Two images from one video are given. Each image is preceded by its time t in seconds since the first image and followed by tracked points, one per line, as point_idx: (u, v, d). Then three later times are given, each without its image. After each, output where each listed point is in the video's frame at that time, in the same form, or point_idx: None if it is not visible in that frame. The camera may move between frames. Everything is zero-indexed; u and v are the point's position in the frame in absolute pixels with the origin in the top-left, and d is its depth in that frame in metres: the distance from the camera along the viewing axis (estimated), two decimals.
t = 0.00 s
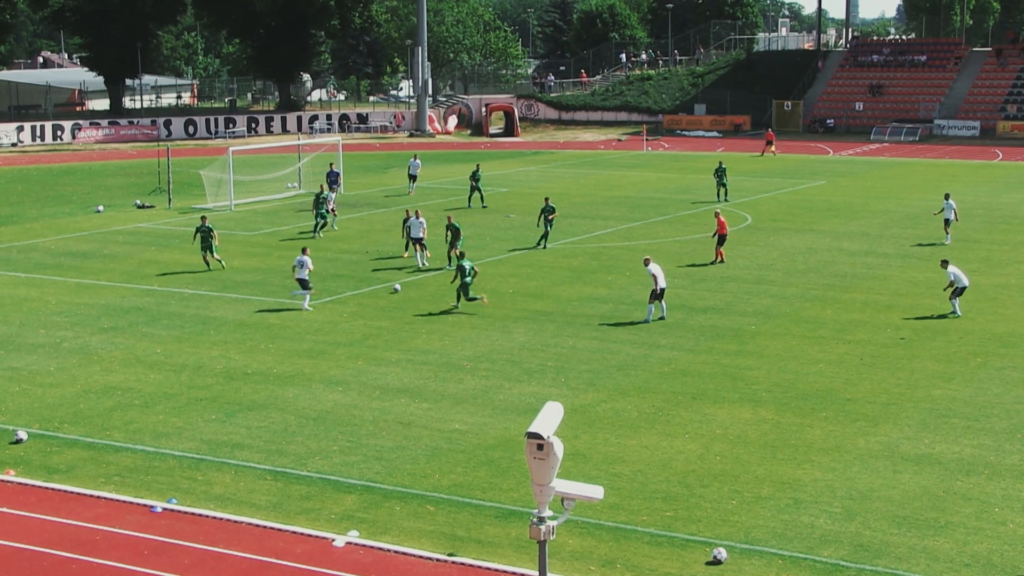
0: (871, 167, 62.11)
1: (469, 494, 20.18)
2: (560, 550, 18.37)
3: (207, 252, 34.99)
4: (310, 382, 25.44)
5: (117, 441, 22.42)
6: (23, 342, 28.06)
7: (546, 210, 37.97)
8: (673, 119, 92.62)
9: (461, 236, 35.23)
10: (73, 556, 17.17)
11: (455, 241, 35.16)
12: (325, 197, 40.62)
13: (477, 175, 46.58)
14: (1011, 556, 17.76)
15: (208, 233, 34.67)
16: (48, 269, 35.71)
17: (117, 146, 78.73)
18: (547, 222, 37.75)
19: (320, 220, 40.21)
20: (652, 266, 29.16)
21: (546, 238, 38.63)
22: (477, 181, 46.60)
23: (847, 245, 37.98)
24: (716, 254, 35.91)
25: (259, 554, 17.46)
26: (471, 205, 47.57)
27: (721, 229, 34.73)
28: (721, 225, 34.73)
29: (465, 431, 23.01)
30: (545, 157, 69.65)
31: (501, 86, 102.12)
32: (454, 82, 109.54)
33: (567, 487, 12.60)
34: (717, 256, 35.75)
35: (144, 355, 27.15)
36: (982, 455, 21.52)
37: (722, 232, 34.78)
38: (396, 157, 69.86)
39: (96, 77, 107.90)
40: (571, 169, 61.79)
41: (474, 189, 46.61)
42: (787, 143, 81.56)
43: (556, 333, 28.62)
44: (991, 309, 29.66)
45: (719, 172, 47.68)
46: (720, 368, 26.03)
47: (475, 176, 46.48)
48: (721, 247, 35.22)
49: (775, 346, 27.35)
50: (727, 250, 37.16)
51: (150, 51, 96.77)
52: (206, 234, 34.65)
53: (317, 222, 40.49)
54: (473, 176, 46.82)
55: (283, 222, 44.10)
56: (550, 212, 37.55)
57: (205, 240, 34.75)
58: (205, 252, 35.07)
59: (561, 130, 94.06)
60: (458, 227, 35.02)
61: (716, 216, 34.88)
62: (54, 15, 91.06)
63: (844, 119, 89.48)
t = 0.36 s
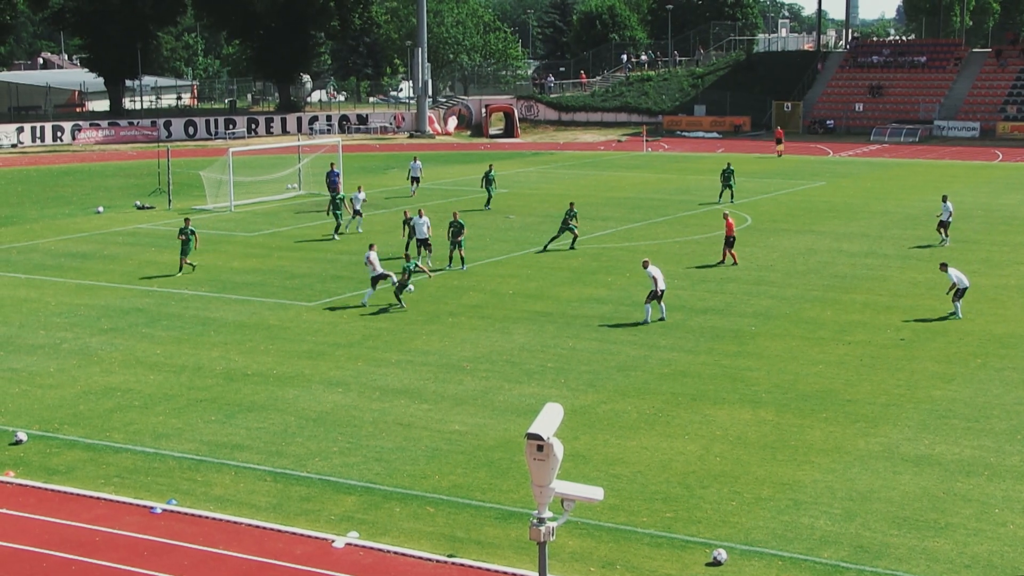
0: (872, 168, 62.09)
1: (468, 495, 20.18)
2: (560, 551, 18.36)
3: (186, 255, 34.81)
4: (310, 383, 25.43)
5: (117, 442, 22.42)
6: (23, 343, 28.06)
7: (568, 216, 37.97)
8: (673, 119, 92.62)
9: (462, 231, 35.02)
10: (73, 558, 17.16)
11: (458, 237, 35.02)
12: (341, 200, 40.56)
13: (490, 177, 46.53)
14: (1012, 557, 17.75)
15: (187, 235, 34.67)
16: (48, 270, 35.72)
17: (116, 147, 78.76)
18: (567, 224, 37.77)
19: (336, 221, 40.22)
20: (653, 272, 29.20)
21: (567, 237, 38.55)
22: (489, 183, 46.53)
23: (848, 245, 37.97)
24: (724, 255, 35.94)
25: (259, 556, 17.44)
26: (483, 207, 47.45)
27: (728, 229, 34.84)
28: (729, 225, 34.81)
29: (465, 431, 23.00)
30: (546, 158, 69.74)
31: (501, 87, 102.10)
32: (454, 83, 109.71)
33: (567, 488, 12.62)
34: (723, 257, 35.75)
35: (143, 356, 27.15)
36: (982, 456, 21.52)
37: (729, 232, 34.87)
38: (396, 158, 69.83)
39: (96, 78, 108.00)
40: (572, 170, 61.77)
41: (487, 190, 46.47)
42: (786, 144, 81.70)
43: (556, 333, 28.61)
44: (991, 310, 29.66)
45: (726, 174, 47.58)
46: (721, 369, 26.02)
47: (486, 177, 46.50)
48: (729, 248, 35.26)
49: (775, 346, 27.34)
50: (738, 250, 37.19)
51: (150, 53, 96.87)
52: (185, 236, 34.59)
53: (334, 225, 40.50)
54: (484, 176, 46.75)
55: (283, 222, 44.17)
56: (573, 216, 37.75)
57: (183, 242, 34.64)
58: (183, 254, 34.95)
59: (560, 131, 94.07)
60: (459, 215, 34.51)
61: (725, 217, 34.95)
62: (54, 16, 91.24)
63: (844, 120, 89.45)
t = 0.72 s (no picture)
0: (872, 170, 62.05)
1: (468, 497, 20.18)
2: (561, 553, 18.35)
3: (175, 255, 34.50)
4: (310, 386, 25.41)
5: (117, 444, 22.41)
6: (23, 345, 28.04)
7: (598, 213, 37.72)
8: (673, 122, 92.59)
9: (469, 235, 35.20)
10: (74, 559, 17.16)
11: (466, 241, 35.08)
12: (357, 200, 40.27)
13: (503, 180, 46.15)
14: (1013, 559, 17.75)
15: (178, 236, 34.47)
16: (48, 271, 35.69)
17: (117, 149, 78.72)
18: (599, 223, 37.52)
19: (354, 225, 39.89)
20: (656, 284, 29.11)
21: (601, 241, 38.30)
22: (502, 186, 46.20)
23: (848, 247, 37.94)
24: (732, 256, 35.85)
25: (260, 557, 17.44)
26: (498, 208, 47.12)
27: (738, 232, 34.79)
28: (739, 228, 34.79)
29: (465, 433, 23.01)
30: (546, 160, 69.70)
31: (501, 89, 102.10)
32: (454, 85, 109.91)
33: (568, 490, 12.72)
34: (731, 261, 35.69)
35: (143, 358, 27.13)
36: (983, 458, 21.51)
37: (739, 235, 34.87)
38: (396, 160, 69.78)
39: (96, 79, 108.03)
40: (572, 172, 61.76)
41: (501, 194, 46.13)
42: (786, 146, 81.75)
43: (556, 335, 28.58)
44: (991, 312, 29.63)
45: (728, 176, 47.47)
46: (721, 371, 26.00)
47: (502, 180, 46.18)
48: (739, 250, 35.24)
49: (776, 348, 27.32)
50: (742, 251, 37.19)
51: (150, 54, 96.85)
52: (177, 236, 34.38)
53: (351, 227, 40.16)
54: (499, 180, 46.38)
55: (284, 224, 44.14)
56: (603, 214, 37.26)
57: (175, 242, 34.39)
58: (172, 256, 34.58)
59: (560, 133, 94.06)
60: (466, 218, 33.45)
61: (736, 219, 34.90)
62: (55, 18, 91.34)
63: (844, 122, 89.44)
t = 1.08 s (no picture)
0: (871, 171, 62.05)
1: (468, 498, 20.17)
2: (561, 554, 18.35)
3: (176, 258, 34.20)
4: (310, 387, 25.39)
5: (117, 445, 22.40)
6: (23, 346, 28.03)
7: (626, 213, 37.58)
8: (673, 123, 92.65)
9: (487, 236, 34.88)
10: (73, 560, 17.15)
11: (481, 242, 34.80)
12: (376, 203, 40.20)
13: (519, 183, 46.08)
14: (1012, 559, 17.75)
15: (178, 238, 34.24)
16: (47, 272, 35.67)
17: (116, 150, 78.68)
18: (626, 224, 37.39)
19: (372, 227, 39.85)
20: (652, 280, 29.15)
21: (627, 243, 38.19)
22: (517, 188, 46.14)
23: (847, 249, 37.91)
24: (745, 258, 35.71)
25: (259, 558, 17.43)
26: (512, 209, 47.08)
27: (753, 235, 34.73)
28: (753, 231, 34.78)
29: (465, 434, 23.01)
30: (546, 161, 69.70)
31: (501, 90, 102.17)
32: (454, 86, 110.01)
33: (568, 492, 12.72)
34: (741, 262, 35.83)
35: (143, 359, 27.12)
36: (982, 459, 21.53)
37: (753, 239, 34.84)
38: (396, 161, 69.79)
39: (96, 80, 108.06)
40: (571, 173, 61.77)
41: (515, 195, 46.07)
42: (786, 147, 81.80)
43: (556, 336, 28.56)
44: (991, 313, 29.63)
45: (724, 177, 47.44)
46: (721, 372, 25.99)
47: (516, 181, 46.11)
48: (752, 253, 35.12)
49: (776, 349, 27.31)
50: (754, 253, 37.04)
51: (150, 55, 96.82)
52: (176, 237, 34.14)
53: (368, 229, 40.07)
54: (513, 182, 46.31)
55: (284, 225, 44.10)
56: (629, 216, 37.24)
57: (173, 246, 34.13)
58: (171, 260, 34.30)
59: (560, 134, 94.12)
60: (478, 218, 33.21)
61: (750, 222, 34.86)
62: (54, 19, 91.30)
63: (844, 123, 89.48)
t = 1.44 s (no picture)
0: (868, 171, 62.16)
1: (466, 499, 20.20)
2: (558, 554, 18.35)
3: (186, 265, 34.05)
4: (307, 387, 25.39)
5: (115, 446, 22.39)
6: (20, 347, 28.02)
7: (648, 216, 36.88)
8: (671, 123, 92.79)
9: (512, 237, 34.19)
10: (70, 561, 17.13)
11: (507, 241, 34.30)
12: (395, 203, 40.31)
13: (528, 183, 45.88)
14: (1008, 559, 17.79)
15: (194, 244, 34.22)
16: (45, 273, 35.64)
17: (114, 150, 78.61)
18: (648, 228, 36.69)
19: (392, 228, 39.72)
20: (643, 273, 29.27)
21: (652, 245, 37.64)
22: (527, 189, 46.06)
23: (845, 249, 37.97)
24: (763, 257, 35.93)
25: (257, 559, 17.42)
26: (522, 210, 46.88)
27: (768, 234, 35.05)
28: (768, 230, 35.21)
29: (463, 434, 23.03)
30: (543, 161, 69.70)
31: (499, 90, 102.11)
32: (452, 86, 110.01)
33: (565, 492, 12.72)
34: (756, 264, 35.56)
35: (141, 360, 27.11)
36: (979, 459, 21.57)
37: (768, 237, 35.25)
38: (393, 161, 69.83)
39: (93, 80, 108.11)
40: (569, 173, 61.83)
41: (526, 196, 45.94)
42: (784, 147, 81.87)
43: (553, 336, 28.57)
44: (988, 313, 29.64)
45: (717, 178, 47.47)
46: (718, 372, 26.01)
47: (525, 182, 45.98)
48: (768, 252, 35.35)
49: (773, 349, 27.33)
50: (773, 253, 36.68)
51: (147, 55, 96.65)
52: (189, 243, 34.21)
53: (390, 229, 40.16)
54: (522, 183, 46.20)
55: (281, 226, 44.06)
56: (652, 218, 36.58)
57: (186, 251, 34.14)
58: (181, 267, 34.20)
59: (557, 134, 94.18)
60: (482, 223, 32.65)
61: (765, 221, 35.30)
62: (51, 19, 91.25)
63: (841, 123, 89.59)
